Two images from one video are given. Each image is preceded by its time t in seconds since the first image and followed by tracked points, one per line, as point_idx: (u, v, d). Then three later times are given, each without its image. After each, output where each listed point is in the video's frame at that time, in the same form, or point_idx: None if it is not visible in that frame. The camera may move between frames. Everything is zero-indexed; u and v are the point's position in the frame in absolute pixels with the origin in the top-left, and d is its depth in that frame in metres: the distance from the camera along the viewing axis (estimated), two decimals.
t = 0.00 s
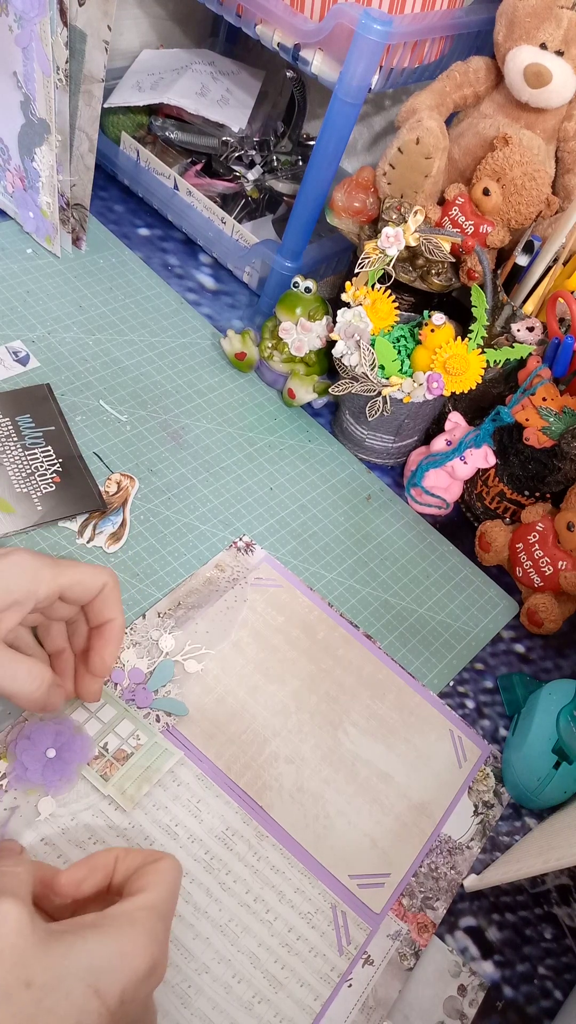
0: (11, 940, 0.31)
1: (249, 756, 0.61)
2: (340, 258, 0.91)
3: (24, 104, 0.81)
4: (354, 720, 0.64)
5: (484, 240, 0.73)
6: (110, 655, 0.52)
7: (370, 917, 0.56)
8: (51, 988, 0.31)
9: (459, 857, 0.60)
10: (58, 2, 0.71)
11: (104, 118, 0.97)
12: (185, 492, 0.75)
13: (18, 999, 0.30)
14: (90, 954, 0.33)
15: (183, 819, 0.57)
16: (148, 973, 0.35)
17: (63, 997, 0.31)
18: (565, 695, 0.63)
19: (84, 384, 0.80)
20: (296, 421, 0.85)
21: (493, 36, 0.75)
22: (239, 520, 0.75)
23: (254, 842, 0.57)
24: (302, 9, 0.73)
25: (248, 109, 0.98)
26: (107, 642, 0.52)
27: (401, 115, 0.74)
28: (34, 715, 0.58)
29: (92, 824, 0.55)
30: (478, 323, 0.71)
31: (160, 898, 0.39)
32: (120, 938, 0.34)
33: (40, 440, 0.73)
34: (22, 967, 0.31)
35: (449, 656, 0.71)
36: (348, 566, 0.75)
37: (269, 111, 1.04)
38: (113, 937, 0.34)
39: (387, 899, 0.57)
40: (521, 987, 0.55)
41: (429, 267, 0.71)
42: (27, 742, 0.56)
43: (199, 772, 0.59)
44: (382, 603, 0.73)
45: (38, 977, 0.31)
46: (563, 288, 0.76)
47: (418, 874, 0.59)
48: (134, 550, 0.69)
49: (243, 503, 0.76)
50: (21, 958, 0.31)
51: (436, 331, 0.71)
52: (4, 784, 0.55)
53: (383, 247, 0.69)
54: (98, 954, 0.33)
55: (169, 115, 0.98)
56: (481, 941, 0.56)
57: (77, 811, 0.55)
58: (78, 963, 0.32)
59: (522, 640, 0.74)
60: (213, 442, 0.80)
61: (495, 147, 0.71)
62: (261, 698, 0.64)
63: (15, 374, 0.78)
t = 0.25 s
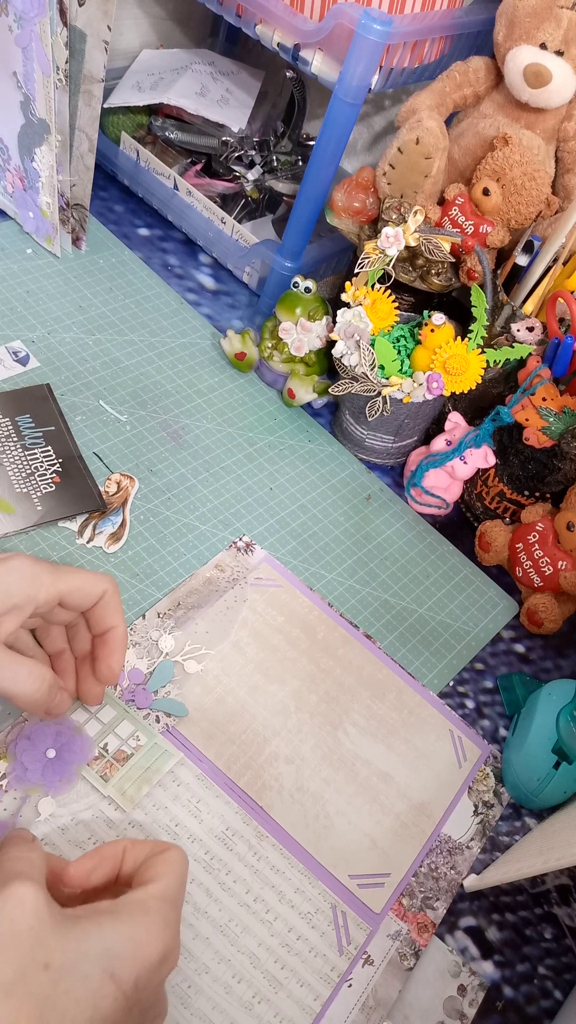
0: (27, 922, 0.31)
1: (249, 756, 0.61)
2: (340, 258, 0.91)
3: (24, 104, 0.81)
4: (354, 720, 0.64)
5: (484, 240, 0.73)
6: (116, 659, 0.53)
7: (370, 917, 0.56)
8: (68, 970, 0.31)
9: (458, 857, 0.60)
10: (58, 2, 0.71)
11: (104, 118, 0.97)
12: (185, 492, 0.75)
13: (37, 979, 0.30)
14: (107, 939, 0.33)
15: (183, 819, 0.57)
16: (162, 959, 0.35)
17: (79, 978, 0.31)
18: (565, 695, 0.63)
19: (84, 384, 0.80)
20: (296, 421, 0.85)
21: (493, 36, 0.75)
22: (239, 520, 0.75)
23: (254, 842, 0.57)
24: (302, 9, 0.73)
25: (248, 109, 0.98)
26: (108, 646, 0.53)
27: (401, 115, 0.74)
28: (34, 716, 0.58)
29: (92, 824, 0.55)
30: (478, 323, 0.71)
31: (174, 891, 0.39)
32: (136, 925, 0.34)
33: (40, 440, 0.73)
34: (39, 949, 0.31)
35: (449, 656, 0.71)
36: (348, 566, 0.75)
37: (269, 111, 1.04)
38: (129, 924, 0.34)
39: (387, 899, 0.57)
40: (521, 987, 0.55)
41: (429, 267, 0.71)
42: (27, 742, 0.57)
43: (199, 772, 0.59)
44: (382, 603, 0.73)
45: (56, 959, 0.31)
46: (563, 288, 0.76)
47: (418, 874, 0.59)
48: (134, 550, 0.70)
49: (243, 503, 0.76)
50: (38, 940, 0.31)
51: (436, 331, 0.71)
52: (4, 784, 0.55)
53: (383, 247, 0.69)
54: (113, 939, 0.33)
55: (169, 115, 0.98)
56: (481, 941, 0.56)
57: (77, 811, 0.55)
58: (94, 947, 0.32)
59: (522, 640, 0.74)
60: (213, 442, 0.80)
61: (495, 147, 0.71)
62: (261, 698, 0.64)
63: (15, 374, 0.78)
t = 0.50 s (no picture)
0: (32, 903, 0.31)
1: (249, 756, 0.61)
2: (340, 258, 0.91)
3: (24, 104, 0.81)
4: (354, 720, 0.64)
5: (484, 240, 0.73)
6: (111, 678, 0.53)
7: (370, 917, 0.56)
8: (72, 950, 0.31)
9: (458, 857, 0.60)
10: (58, 2, 0.71)
11: (104, 118, 0.97)
12: (185, 492, 0.75)
13: (42, 957, 0.30)
14: (110, 923, 0.33)
15: (183, 819, 0.57)
16: (166, 945, 0.35)
17: (83, 958, 0.31)
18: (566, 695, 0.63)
19: (84, 384, 0.80)
20: (296, 421, 0.85)
21: (493, 36, 0.75)
22: (239, 520, 0.75)
23: (254, 842, 0.57)
24: (302, 9, 0.73)
25: (249, 109, 0.98)
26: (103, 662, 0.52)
27: (401, 115, 0.74)
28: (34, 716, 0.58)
29: (92, 824, 0.55)
30: (478, 323, 0.71)
31: (181, 882, 0.39)
32: (142, 910, 0.35)
33: (40, 440, 0.73)
34: (43, 928, 0.31)
35: (449, 656, 0.71)
36: (348, 566, 0.75)
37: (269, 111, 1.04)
38: (134, 911, 0.35)
39: (387, 899, 0.57)
40: (521, 987, 0.55)
41: (429, 267, 0.71)
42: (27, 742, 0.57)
43: (199, 772, 0.59)
44: (382, 603, 0.73)
45: (59, 938, 0.31)
46: (563, 288, 0.76)
47: (418, 874, 0.59)
48: (135, 550, 0.70)
49: (243, 503, 0.76)
50: (42, 920, 0.31)
51: (436, 331, 0.71)
52: (4, 784, 0.55)
53: (383, 247, 0.69)
54: (117, 923, 0.33)
55: (169, 115, 0.98)
56: (481, 941, 0.56)
57: (77, 811, 0.55)
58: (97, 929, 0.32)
59: (522, 640, 0.74)
60: (213, 442, 0.80)
61: (495, 147, 0.71)
62: (261, 698, 0.64)
63: (15, 374, 0.78)
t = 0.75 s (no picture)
0: (31, 893, 0.31)
1: (249, 756, 0.61)
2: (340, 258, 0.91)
3: (24, 104, 0.81)
4: (354, 720, 0.64)
5: (484, 240, 0.73)
6: (91, 703, 0.52)
7: (370, 917, 0.56)
8: (71, 936, 0.31)
9: (458, 857, 0.60)
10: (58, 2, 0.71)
11: (104, 118, 0.97)
12: (185, 492, 0.75)
13: (39, 941, 0.30)
14: (109, 912, 0.33)
15: (183, 819, 0.57)
16: (165, 936, 0.35)
17: (81, 945, 0.31)
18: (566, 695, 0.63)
19: (84, 384, 0.80)
20: (296, 421, 0.85)
21: (493, 36, 0.75)
22: (239, 520, 0.75)
23: (254, 842, 0.57)
24: (302, 9, 0.73)
25: (249, 109, 0.98)
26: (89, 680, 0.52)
27: (401, 115, 0.74)
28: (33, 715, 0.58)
29: (92, 824, 0.55)
30: (478, 323, 0.71)
31: (181, 874, 0.39)
32: (139, 900, 0.35)
33: (40, 440, 0.73)
34: (41, 915, 0.31)
35: (449, 656, 0.71)
36: (348, 566, 0.75)
37: (269, 111, 1.04)
38: (132, 901, 0.35)
39: (387, 899, 0.57)
40: (521, 987, 0.55)
41: (429, 267, 0.71)
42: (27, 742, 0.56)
43: (199, 772, 0.59)
44: (382, 603, 0.73)
45: (58, 925, 0.31)
46: (563, 288, 0.76)
47: (418, 874, 0.59)
48: (134, 550, 0.70)
49: (243, 503, 0.76)
50: (41, 909, 0.31)
51: (436, 331, 0.71)
52: (4, 784, 0.55)
53: (383, 247, 0.69)
54: (117, 912, 0.33)
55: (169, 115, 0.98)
56: (481, 941, 0.56)
57: (77, 811, 0.55)
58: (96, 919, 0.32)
59: (522, 640, 0.74)
60: (213, 442, 0.80)
61: (495, 147, 0.71)
62: (261, 698, 0.64)
63: (14, 374, 0.78)
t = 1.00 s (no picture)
0: (25, 892, 0.31)
1: (249, 756, 0.61)
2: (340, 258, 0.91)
3: (24, 104, 0.81)
4: (354, 720, 0.64)
5: (484, 240, 0.73)
6: (67, 719, 0.52)
7: (370, 917, 0.56)
8: (67, 930, 0.31)
9: (458, 856, 0.60)
10: (58, 2, 0.71)
11: (104, 118, 0.97)
12: (185, 492, 0.75)
13: (34, 934, 0.30)
14: (103, 907, 0.33)
15: (183, 819, 0.57)
16: (161, 929, 0.35)
17: (76, 936, 0.31)
18: (566, 695, 0.63)
19: (84, 384, 0.80)
20: (296, 421, 0.85)
21: (493, 36, 0.75)
22: (239, 520, 0.75)
23: (254, 842, 0.57)
24: (302, 9, 0.73)
25: (249, 109, 0.98)
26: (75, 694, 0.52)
27: (401, 115, 0.74)
28: (33, 714, 0.58)
29: (92, 824, 0.55)
30: (478, 323, 0.71)
31: (178, 870, 0.39)
32: (135, 895, 0.35)
33: (40, 440, 0.73)
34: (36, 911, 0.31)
35: (449, 656, 0.71)
36: (347, 566, 0.75)
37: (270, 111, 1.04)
38: (128, 895, 0.35)
39: (387, 899, 0.57)
40: (521, 987, 0.55)
41: (429, 267, 0.71)
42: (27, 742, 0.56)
43: (199, 772, 0.59)
44: (382, 603, 0.73)
45: (53, 919, 0.31)
46: (563, 288, 0.76)
47: (419, 874, 0.59)
48: (135, 550, 0.70)
49: (243, 503, 0.76)
50: (36, 905, 0.31)
51: (436, 331, 0.71)
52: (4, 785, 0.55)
53: (383, 247, 0.69)
54: (112, 907, 0.33)
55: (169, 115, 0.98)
56: (481, 941, 0.56)
57: (77, 811, 0.55)
58: (91, 913, 0.32)
59: (522, 640, 0.74)
60: (212, 442, 0.80)
61: (495, 147, 0.71)
62: (261, 698, 0.64)
63: (15, 374, 0.78)
